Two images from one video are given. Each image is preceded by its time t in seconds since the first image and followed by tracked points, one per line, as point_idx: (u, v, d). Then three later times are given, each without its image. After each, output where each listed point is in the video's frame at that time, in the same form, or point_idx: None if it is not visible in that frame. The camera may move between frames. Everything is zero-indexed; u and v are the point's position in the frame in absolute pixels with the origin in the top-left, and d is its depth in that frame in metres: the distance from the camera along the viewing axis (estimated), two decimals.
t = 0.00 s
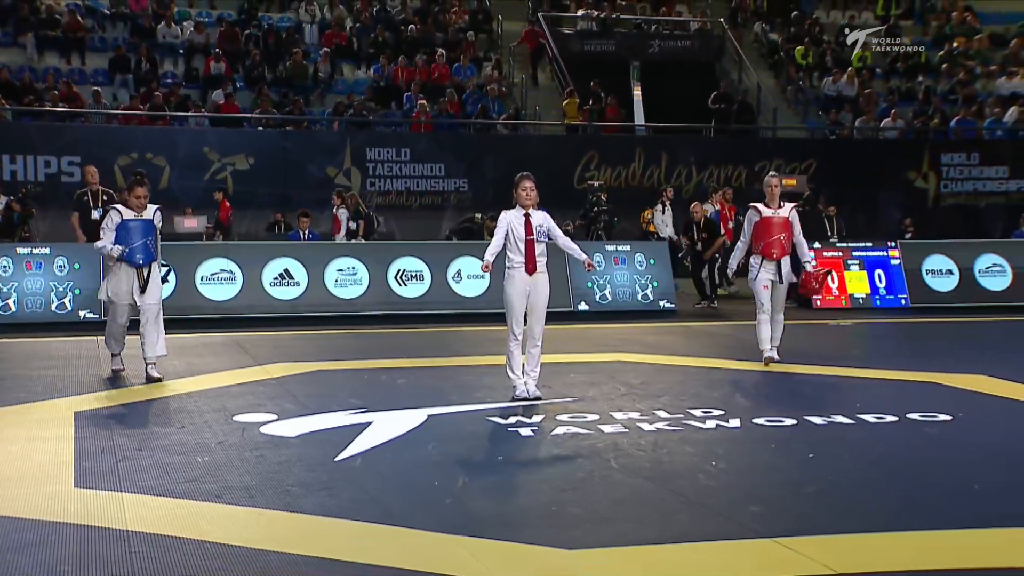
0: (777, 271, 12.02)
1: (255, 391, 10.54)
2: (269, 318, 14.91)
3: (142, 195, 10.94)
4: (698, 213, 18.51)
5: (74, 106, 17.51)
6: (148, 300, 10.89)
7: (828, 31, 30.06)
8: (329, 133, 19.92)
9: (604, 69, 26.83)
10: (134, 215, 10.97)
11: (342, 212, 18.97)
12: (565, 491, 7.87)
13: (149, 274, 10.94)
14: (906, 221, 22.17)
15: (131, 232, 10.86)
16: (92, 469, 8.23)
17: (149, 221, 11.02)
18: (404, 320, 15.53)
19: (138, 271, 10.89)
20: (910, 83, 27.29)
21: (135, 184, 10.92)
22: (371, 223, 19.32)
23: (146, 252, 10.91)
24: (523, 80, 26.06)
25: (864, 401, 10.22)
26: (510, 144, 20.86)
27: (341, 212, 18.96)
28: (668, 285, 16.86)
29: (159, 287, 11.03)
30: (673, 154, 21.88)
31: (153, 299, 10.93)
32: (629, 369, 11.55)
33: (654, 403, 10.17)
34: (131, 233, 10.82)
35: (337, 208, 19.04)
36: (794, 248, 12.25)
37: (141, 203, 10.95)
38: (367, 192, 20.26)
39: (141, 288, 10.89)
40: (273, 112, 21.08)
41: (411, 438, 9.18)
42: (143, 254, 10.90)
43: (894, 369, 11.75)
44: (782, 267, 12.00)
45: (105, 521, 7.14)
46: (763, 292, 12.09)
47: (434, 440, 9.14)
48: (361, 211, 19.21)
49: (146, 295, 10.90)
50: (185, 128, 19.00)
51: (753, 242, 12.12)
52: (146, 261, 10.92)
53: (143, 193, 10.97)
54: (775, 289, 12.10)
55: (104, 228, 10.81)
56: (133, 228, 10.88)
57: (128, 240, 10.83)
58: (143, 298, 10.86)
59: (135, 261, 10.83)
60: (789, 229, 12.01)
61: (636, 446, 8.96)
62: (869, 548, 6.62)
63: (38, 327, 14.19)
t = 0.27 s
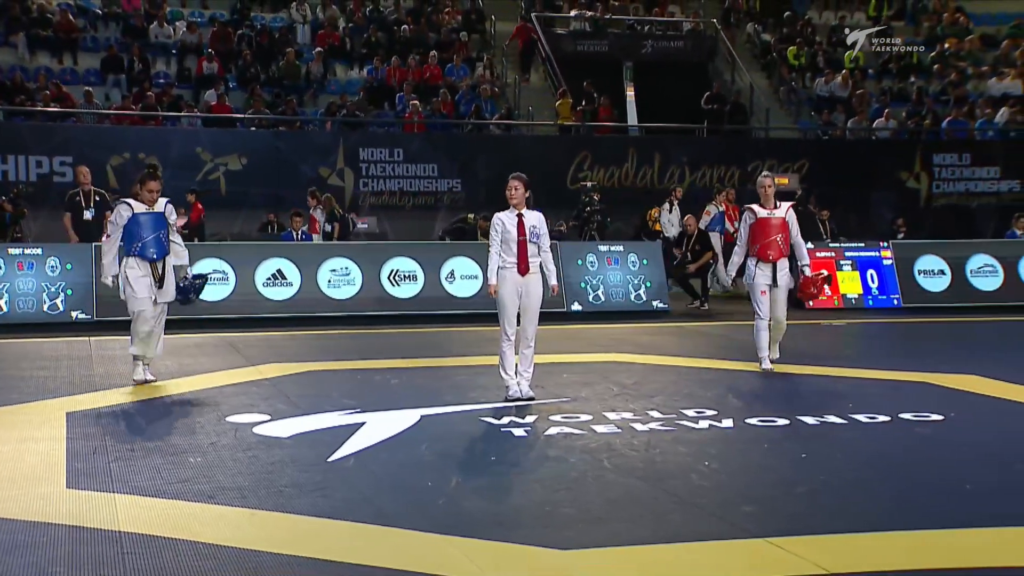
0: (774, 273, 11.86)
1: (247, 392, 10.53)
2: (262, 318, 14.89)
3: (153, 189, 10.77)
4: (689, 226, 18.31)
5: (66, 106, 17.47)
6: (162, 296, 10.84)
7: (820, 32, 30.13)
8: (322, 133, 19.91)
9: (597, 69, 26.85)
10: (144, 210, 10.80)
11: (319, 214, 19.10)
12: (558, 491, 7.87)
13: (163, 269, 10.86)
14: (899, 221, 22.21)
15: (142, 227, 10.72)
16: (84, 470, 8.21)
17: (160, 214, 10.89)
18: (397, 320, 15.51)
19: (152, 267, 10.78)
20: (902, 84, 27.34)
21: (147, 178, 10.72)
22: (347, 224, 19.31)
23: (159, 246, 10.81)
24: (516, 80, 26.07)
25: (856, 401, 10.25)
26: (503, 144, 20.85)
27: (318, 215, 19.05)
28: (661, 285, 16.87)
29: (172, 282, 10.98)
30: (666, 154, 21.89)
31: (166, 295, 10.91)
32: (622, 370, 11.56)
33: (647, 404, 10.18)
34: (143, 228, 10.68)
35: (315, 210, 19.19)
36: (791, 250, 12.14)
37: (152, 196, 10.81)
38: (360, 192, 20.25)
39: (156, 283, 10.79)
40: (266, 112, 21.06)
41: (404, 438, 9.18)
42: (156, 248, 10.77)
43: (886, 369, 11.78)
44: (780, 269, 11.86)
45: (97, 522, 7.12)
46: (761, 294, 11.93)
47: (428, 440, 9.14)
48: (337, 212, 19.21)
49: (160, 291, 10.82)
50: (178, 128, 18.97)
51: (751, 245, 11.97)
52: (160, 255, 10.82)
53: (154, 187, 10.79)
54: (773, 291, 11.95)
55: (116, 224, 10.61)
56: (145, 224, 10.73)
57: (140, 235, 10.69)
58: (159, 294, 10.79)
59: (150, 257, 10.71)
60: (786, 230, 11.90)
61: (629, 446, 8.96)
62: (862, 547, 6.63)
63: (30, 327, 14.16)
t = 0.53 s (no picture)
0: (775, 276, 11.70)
1: (243, 393, 10.52)
2: (257, 319, 14.88)
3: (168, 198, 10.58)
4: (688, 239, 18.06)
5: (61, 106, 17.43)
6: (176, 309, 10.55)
7: (815, 33, 30.19)
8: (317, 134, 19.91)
9: (592, 70, 26.86)
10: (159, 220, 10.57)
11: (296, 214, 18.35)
12: (553, 492, 7.87)
13: (178, 281, 10.54)
14: (893, 221, 22.25)
15: (157, 237, 10.43)
16: (79, 472, 8.20)
17: (175, 224, 10.61)
18: (392, 321, 15.51)
19: (168, 279, 10.46)
20: (897, 85, 27.39)
21: (161, 185, 10.54)
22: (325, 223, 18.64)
23: (175, 258, 10.49)
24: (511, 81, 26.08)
25: (851, 402, 10.26)
26: (498, 145, 20.86)
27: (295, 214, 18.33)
28: (657, 286, 16.89)
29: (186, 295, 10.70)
30: (662, 155, 21.90)
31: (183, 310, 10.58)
32: (617, 370, 11.57)
33: (642, 405, 10.18)
34: (158, 239, 10.38)
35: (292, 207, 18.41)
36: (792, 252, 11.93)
37: (167, 206, 10.60)
38: (355, 193, 20.24)
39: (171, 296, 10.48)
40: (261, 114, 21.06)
41: (399, 439, 9.18)
42: (171, 260, 10.45)
43: (880, 370, 11.80)
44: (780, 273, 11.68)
45: (92, 523, 7.11)
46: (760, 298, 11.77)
47: (423, 441, 9.14)
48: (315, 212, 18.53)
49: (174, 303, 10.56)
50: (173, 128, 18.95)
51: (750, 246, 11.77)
52: (175, 266, 10.50)
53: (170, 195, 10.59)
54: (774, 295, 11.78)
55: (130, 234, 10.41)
56: (161, 234, 10.46)
57: (155, 246, 10.39)
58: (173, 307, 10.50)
59: (166, 268, 10.38)
60: (787, 232, 11.70)
61: (625, 447, 8.96)
62: (857, 547, 6.64)
63: (25, 328, 14.14)
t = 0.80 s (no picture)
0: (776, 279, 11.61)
1: (239, 394, 10.51)
2: (253, 320, 14.88)
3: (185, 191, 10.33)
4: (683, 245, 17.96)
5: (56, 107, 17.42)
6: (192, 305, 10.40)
7: (813, 33, 30.24)
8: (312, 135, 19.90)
9: (589, 71, 26.88)
10: (176, 213, 10.35)
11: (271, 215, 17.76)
12: (549, 493, 7.87)
13: (193, 277, 10.39)
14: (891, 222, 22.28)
15: (172, 231, 10.26)
16: (75, 473, 8.19)
17: (191, 218, 10.42)
18: (388, 321, 15.50)
19: (183, 274, 10.32)
20: (894, 86, 27.44)
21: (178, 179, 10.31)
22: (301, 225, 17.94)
23: (190, 253, 10.33)
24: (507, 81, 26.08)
25: (847, 403, 10.27)
26: (494, 146, 20.86)
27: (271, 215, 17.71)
28: (653, 287, 16.90)
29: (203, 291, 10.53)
30: (659, 155, 21.91)
31: (197, 304, 10.45)
32: (614, 371, 11.58)
33: (639, 405, 10.19)
34: (173, 233, 10.22)
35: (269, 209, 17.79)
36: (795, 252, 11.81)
37: (183, 198, 10.37)
38: (351, 194, 20.24)
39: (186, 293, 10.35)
40: (257, 115, 21.07)
41: (395, 440, 9.18)
42: (187, 254, 10.30)
43: (877, 370, 11.80)
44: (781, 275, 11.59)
45: (87, 525, 7.10)
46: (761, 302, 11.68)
47: (419, 442, 9.14)
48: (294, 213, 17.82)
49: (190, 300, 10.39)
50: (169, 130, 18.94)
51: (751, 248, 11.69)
52: (191, 262, 10.35)
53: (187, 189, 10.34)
54: (774, 298, 11.69)
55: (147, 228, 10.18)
56: (177, 229, 10.28)
57: (170, 240, 10.23)
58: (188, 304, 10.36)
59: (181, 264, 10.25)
60: (790, 234, 11.59)
61: (621, 448, 8.97)
62: (853, 548, 6.64)
63: (21, 329, 14.14)
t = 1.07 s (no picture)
0: (777, 279, 11.25)
1: (229, 397, 10.29)
2: (244, 320, 14.65)
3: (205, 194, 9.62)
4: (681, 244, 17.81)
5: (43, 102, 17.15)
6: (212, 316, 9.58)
7: (814, 28, 30.08)
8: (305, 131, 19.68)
9: (585, 67, 26.68)
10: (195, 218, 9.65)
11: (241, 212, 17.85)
12: (547, 498, 7.66)
13: (213, 286, 9.63)
14: (894, 221, 22.14)
15: (190, 237, 9.54)
16: (60, 478, 7.95)
17: (210, 224, 9.69)
18: (382, 322, 15.28)
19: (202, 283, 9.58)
20: (898, 81, 27.32)
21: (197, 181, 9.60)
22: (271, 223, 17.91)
23: (210, 260, 9.57)
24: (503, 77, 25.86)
25: (851, 405, 10.08)
26: (490, 143, 20.68)
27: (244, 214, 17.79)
28: (652, 287, 16.71)
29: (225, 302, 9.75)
30: (657, 152, 21.73)
31: (216, 316, 9.61)
32: (612, 373, 11.38)
33: (638, 408, 9.99)
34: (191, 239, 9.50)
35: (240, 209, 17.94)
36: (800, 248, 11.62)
37: (203, 202, 9.66)
38: (344, 192, 20.03)
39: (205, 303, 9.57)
40: (249, 111, 20.83)
41: (389, 444, 8.96)
42: (206, 262, 9.54)
43: (880, 372, 11.62)
44: (782, 275, 11.24)
45: (71, 532, 6.87)
46: (763, 304, 11.33)
47: (414, 446, 8.92)
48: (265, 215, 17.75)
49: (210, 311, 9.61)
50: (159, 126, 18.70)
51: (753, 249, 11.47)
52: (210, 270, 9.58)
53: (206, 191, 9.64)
54: (776, 300, 11.31)
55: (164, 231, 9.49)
56: (195, 234, 9.55)
57: (188, 247, 9.51)
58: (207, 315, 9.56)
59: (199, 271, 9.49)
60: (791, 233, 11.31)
61: (620, 451, 8.76)
62: (862, 555, 6.44)
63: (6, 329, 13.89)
